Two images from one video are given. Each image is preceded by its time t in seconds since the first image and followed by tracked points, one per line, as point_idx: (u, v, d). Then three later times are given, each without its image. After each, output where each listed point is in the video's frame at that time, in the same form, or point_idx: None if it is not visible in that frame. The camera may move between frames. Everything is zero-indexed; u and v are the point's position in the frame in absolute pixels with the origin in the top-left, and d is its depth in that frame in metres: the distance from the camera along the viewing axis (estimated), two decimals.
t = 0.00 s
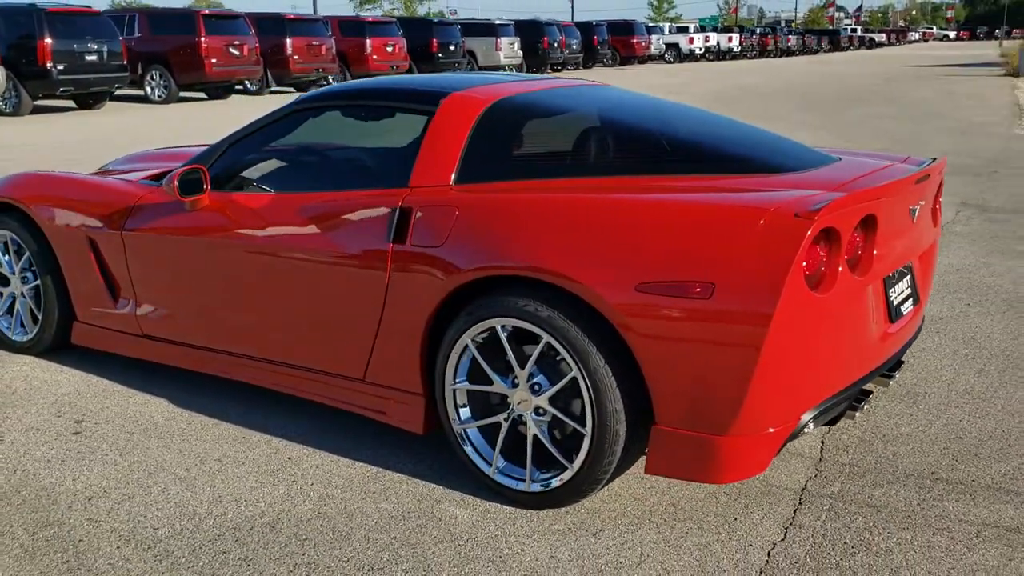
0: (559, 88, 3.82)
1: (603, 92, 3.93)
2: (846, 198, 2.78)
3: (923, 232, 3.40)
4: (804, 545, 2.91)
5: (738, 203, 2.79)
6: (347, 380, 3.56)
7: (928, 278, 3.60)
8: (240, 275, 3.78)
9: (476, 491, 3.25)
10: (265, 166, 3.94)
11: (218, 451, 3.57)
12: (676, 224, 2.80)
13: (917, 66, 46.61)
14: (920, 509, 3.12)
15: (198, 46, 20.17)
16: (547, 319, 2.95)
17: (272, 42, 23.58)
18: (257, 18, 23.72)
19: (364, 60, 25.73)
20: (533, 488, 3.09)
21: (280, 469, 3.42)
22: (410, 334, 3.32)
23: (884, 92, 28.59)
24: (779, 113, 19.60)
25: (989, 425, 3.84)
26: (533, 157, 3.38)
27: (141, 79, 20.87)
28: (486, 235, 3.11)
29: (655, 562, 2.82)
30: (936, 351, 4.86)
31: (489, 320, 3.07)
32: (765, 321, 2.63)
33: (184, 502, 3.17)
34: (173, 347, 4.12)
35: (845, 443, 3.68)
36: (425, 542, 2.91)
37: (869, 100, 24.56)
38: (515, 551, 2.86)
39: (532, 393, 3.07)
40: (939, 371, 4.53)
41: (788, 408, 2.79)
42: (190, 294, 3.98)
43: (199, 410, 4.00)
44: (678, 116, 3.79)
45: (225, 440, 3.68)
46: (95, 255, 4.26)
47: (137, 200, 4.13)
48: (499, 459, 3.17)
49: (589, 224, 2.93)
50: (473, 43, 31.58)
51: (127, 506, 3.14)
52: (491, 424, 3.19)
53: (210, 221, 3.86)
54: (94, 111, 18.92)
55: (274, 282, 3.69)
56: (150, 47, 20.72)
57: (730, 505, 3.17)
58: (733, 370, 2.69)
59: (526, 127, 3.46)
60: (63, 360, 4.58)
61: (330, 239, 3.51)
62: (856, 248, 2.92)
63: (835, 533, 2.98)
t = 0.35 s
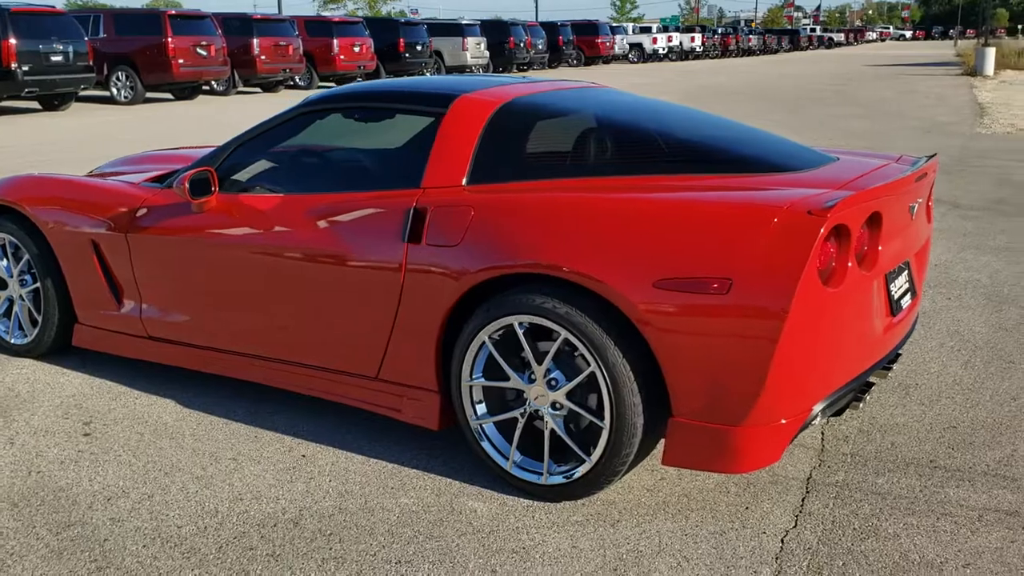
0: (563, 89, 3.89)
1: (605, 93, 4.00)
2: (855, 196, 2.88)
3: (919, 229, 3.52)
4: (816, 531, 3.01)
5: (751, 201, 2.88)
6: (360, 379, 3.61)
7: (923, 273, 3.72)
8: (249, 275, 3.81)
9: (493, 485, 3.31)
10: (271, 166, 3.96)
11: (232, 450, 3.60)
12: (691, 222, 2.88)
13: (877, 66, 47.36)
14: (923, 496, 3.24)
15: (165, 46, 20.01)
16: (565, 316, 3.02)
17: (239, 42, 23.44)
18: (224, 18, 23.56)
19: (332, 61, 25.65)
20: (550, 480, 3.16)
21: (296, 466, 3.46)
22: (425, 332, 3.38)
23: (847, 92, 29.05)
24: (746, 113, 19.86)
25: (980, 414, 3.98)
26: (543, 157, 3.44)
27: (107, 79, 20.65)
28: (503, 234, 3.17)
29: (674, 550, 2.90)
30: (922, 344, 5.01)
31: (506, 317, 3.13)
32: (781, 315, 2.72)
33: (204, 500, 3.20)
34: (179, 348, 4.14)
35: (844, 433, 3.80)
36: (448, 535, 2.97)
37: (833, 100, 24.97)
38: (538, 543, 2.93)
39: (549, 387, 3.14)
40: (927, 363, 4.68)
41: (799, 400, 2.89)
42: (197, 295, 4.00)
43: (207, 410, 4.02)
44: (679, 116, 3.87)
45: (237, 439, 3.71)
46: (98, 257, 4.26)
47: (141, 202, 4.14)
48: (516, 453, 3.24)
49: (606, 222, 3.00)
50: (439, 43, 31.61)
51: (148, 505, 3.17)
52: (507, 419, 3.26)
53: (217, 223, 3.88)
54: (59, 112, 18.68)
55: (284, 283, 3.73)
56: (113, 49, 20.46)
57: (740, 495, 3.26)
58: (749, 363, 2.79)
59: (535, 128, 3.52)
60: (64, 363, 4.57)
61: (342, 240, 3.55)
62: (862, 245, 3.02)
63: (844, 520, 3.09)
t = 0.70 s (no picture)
0: (576, 86, 3.95)
1: (616, 89, 4.06)
2: (875, 187, 2.96)
3: (928, 220, 3.62)
4: (838, 515, 3.09)
5: (774, 193, 2.95)
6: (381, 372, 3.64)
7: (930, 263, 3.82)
8: (267, 271, 3.82)
9: (517, 475, 3.36)
10: (287, 162, 3.98)
11: (253, 444, 3.62)
12: (717, 212, 2.94)
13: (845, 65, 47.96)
14: (937, 479, 3.33)
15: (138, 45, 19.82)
16: (591, 306, 3.07)
17: (212, 42, 23.29)
18: (196, 17, 23.39)
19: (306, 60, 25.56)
20: (576, 469, 3.21)
21: (320, 459, 3.49)
22: (449, 324, 3.42)
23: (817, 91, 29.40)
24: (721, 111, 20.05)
25: (982, 402, 4.09)
26: (565, 151, 3.48)
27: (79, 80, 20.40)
28: (527, 226, 3.22)
29: (702, 534, 2.96)
30: (918, 335, 5.12)
31: (531, 309, 3.18)
32: (807, 303, 2.79)
33: (232, 493, 3.21)
34: (192, 344, 4.14)
35: (853, 420, 3.88)
36: (479, 523, 3.02)
37: (806, 99, 25.27)
38: (568, 530, 2.98)
39: (574, 377, 3.20)
40: (925, 353, 4.79)
41: (820, 388, 2.96)
42: (211, 291, 4.01)
43: (223, 405, 4.03)
44: (691, 112, 3.94)
45: (257, 433, 3.73)
46: (108, 254, 4.26)
47: (154, 199, 4.14)
48: (541, 442, 3.29)
49: (632, 214, 3.06)
50: (411, 43, 31.60)
51: (177, 499, 3.18)
52: (531, 409, 3.31)
53: (234, 219, 3.89)
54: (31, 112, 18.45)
55: (303, 278, 3.75)
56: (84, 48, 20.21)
57: (761, 481, 3.34)
58: (776, 350, 2.85)
59: (553, 122, 3.56)
60: (72, 361, 4.56)
61: (363, 235, 3.58)
62: (880, 234, 3.10)
63: (864, 503, 3.17)
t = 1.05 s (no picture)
0: (588, 89, 4.02)
1: (626, 93, 4.14)
2: (890, 188, 3.06)
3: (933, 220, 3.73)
4: (856, 506, 3.18)
5: (795, 194, 3.04)
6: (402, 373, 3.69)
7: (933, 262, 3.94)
8: (284, 273, 3.86)
9: (540, 472, 3.41)
10: (301, 165, 4.01)
11: (274, 445, 3.65)
12: (739, 214, 3.03)
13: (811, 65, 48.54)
14: (947, 470, 3.44)
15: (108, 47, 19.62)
16: (616, 306, 3.13)
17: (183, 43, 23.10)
18: (166, 18, 23.20)
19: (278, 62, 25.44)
20: (600, 465, 3.27)
21: (343, 459, 3.52)
22: (471, 325, 3.48)
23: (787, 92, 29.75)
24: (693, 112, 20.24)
25: (981, 396, 4.22)
26: (583, 154, 3.54)
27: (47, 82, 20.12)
28: (550, 227, 3.28)
29: (728, 527, 3.04)
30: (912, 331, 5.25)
31: (556, 309, 3.24)
32: (830, 301, 2.89)
33: (260, 494, 3.25)
34: (206, 347, 4.15)
35: (860, 415, 3.99)
36: (509, 519, 3.08)
37: (777, 99, 25.58)
38: (597, 524, 3.05)
39: (597, 376, 3.26)
40: (921, 349, 4.91)
41: (839, 384, 3.05)
42: (227, 294, 4.03)
43: (238, 407, 4.05)
44: (701, 115, 4.02)
45: (276, 434, 3.76)
46: (119, 258, 4.26)
47: (166, 203, 4.15)
48: (564, 440, 3.35)
49: (656, 215, 3.13)
50: (382, 44, 31.55)
51: (205, 501, 3.20)
52: (554, 408, 3.37)
53: (251, 222, 3.92)
54: None
55: (322, 281, 3.78)
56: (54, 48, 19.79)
57: (777, 475, 3.42)
58: (799, 347, 2.94)
59: (571, 125, 3.63)
60: (79, 365, 4.55)
61: (383, 237, 3.63)
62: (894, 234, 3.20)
63: (880, 495, 3.27)
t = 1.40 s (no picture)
0: (602, 91, 4.10)
1: (638, 94, 4.23)
2: (905, 186, 3.17)
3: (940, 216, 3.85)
4: (873, 494, 3.29)
5: (814, 192, 3.14)
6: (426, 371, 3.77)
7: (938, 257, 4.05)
8: (307, 273, 3.92)
9: (565, 465, 3.49)
10: (321, 167, 4.07)
11: (300, 443, 3.71)
12: (762, 212, 3.12)
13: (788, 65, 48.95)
14: (958, 459, 3.55)
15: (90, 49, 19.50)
16: (642, 302, 3.22)
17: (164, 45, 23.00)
18: (146, 20, 23.09)
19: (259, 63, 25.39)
20: (625, 458, 3.35)
21: (370, 455, 3.59)
22: (496, 322, 3.56)
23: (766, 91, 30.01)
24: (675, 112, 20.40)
25: (983, 387, 4.34)
26: (602, 154, 3.63)
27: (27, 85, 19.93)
28: (575, 226, 3.36)
29: (752, 516, 3.13)
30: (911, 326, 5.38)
31: (581, 306, 3.32)
32: (851, 297, 2.99)
33: (292, 490, 3.31)
34: (227, 347, 4.20)
35: (869, 407, 4.10)
36: (540, 511, 3.16)
37: (756, 99, 25.80)
38: (625, 515, 3.13)
39: (622, 370, 3.34)
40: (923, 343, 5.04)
41: (858, 377, 3.15)
42: (249, 294, 4.09)
43: (260, 406, 4.10)
44: (713, 116, 4.11)
45: (301, 431, 3.82)
46: (138, 260, 4.30)
47: (186, 205, 4.20)
48: (588, 434, 3.43)
49: (680, 214, 3.22)
50: (362, 45, 31.55)
51: (239, 497, 3.26)
52: (578, 402, 3.45)
53: (273, 223, 3.98)
54: None
55: (345, 281, 3.85)
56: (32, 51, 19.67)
57: (795, 466, 3.53)
58: (821, 340, 3.04)
59: (590, 126, 3.71)
60: (96, 367, 4.58)
61: (407, 238, 3.70)
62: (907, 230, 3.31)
63: (895, 483, 3.37)
